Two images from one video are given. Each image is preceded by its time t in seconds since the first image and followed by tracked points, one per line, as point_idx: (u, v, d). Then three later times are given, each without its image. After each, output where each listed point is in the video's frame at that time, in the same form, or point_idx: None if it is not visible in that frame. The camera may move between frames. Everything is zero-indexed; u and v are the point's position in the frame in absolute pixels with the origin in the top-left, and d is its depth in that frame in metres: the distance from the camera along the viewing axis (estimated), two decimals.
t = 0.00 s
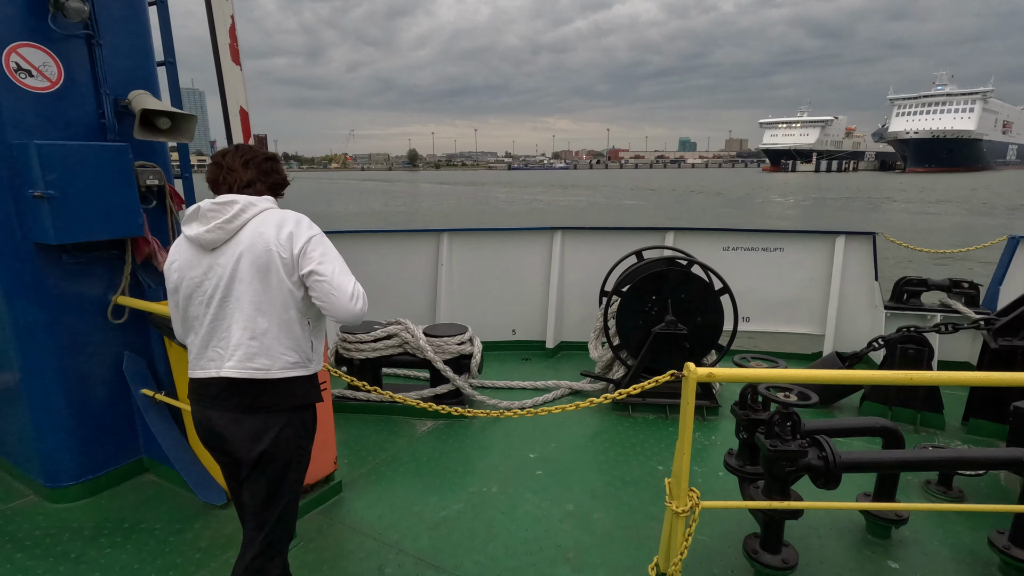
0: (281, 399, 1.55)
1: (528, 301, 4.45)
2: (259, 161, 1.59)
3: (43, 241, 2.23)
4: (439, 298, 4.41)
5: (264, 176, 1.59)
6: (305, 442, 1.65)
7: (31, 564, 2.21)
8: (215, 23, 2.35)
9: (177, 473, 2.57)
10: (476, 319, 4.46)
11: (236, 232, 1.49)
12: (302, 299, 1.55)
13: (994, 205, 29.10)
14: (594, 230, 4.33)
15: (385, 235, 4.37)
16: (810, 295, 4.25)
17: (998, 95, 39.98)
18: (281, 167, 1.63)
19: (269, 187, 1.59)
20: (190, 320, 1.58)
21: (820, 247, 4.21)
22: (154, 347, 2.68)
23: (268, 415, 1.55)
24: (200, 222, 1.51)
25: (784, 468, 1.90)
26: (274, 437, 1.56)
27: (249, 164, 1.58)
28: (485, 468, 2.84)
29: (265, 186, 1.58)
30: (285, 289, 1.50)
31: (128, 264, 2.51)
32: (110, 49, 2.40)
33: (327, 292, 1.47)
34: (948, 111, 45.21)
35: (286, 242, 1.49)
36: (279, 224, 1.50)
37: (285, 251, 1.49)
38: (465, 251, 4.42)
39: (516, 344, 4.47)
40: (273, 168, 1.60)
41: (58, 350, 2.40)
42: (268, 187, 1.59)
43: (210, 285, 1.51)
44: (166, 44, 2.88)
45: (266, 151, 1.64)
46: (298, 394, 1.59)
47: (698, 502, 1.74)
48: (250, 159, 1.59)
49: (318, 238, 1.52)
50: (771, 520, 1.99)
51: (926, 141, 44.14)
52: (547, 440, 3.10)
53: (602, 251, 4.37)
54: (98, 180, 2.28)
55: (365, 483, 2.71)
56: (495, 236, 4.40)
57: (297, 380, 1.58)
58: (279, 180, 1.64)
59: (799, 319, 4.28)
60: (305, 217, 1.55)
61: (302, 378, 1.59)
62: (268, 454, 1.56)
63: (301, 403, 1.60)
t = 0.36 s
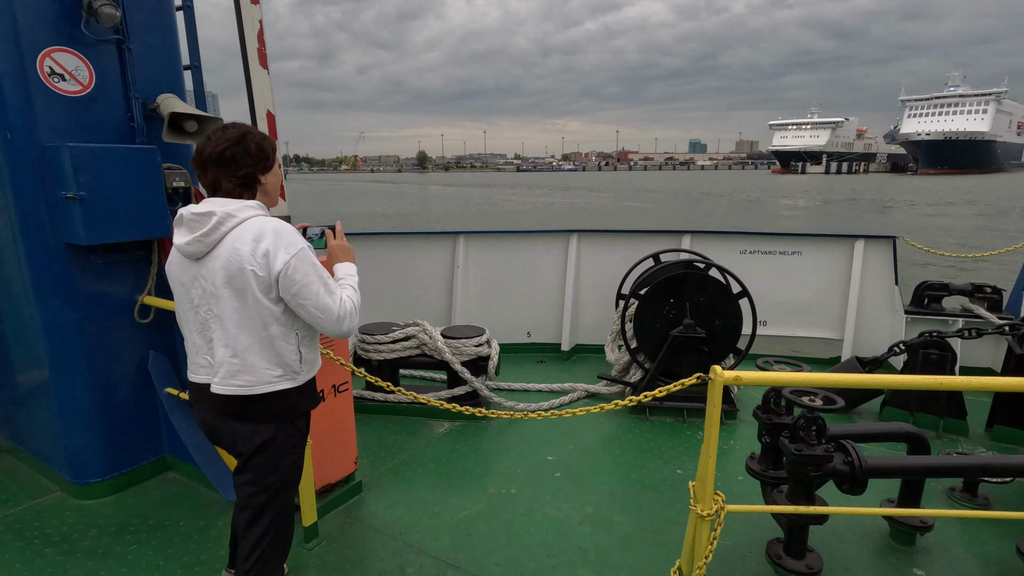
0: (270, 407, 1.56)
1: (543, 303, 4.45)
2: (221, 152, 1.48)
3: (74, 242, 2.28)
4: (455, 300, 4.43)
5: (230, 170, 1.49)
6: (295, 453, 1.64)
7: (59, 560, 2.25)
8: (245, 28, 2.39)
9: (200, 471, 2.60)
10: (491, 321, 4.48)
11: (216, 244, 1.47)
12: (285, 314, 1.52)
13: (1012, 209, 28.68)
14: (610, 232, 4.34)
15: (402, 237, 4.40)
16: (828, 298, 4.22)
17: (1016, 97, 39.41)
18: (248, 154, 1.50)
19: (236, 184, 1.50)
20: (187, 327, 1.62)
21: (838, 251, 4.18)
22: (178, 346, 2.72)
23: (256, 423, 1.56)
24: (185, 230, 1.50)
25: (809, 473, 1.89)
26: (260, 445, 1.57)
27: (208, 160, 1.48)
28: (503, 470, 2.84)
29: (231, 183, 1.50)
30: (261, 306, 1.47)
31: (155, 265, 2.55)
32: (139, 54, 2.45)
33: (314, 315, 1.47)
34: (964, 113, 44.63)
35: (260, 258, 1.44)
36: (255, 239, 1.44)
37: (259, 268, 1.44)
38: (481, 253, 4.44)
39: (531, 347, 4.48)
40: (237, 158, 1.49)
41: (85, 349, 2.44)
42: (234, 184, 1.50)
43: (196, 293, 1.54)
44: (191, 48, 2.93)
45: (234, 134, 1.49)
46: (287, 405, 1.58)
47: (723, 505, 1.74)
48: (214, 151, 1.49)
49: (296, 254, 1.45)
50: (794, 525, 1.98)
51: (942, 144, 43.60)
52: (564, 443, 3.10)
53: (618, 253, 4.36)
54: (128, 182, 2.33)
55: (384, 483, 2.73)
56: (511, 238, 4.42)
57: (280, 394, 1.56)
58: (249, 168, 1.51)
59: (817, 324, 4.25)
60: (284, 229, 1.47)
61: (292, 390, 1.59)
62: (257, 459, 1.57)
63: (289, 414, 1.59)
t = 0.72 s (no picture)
0: (260, 393, 1.59)
1: (554, 306, 4.48)
2: (187, 163, 1.51)
3: (99, 244, 2.33)
4: (466, 302, 4.46)
5: (198, 179, 1.52)
6: (292, 439, 1.67)
7: (83, 556, 2.30)
8: (267, 36, 2.44)
9: (218, 470, 2.64)
10: (502, 324, 4.50)
11: (195, 263, 1.53)
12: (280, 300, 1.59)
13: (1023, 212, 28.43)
14: (620, 236, 4.36)
15: (414, 240, 4.44)
16: (839, 302, 4.22)
17: None
18: (211, 163, 1.51)
19: (206, 190, 1.53)
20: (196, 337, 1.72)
21: (850, 255, 4.18)
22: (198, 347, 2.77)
23: (251, 406, 1.61)
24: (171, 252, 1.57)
25: (824, 476, 1.90)
26: (255, 427, 1.61)
27: (177, 170, 1.53)
28: (516, 471, 2.87)
29: (201, 191, 1.53)
30: (250, 307, 1.54)
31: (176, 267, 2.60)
32: (163, 61, 2.50)
33: (314, 280, 1.51)
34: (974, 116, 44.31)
35: (232, 267, 1.47)
36: (221, 252, 1.47)
37: (234, 277, 1.48)
38: (492, 256, 4.47)
39: (542, 350, 4.50)
40: (202, 168, 1.51)
41: (107, 350, 2.48)
42: (204, 190, 1.53)
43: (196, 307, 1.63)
44: (211, 55, 2.98)
45: (195, 146, 1.50)
46: (277, 389, 1.61)
47: (739, 507, 1.75)
48: (182, 162, 1.52)
49: (262, 252, 1.46)
50: (809, 528, 1.99)
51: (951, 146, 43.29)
52: (575, 445, 3.12)
53: (629, 257, 4.38)
54: (151, 186, 2.38)
55: (399, 483, 2.76)
56: (522, 241, 4.45)
57: (276, 380, 1.61)
58: (214, 177, 1.52)
59: (828, 328, 4.25)
60: (244, 232, 1.48)
61: (286, 374, 1.63)
62: (253, 441, 1.63)
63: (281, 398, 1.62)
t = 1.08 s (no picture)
0: (273, 375, 1.63)
1: (557, 306, 4.51)
2: (197, 175, 1.53)
3: (113, 244, 2.37)
4: (470, 303, 4.50)
5: (211, 187, 1.55)
6: (301, 431, 1.70)
7: (96, 550, 2.33)
8: (279, 40, 2.49)
9: (227, 466, 2.68)
10: (506, 324, 4.54)
11: (216, 261, 1.57)
12: (297, 280, 1.64)
13: None
14: (623, 237, 4.39)
15: (418, 240, 4.48)
16: (841, 303, 4.25)
17: None
18: (218, 170, 1.53)
19: (219, 197, 1.57)
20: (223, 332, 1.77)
21: (851, 257, 4.21)
22: (207, 345, 2.81)
23: (261, 393, 1.65)
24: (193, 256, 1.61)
25: (826, 472, 1.94)
26: (265, 413, 1.66)
27: (188, 183, 1.55)
28: (521, 469, 2.91)
29: (216, 198, 1.57)
30: (275, 291, 1.59)
31: (186, 267, 2.64)
32: (175, 63, 2.54)
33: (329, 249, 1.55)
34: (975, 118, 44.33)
35: (251, 257, 1.51)
36: (239, 247, 1.51)
37: (256, 267, 1.52)
38: (495, 256, 4.51)
39: (545, 350, 4.53)
40: (212, 176, 1.53)
41: (119, 348, 2.52)
42: (218, 198, 1.57)
43: (223, 308, 1.68)
44: (221, 58, 3.02)
45: (199, 156, 1.52)
46: (290, 370, 1.65)
47: (742, 502, 1.78)
48: (191, 175, 1.54)
49: (276, 236, 1.50)
50: (811, 524, 2.03)
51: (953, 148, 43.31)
52: (580, 444, 3.15)
53: (631, 257, 4.42)
54: (163, 187, 2.42)
55: (406, 480, 2.80)
56: (526, 242, 4.49)
57: (290, 359, 1.64)
58: (224, 183, 1.55)
59: (829, 328, 4.28)
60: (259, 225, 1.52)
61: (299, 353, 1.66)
62: (263, 429, 1.67)
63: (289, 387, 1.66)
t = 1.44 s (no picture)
0: (281, 368, 1.65)
1: (560, 304, 4.53)
2: (204, 177, 1.56)
3: (120, 242, 2.39)
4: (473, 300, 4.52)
5: (218, 189, 1.58)
6: (307, 424, 1.72)
7: (103, 544, 2.36)
8: (286, 40, 2.51)
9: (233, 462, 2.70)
10: (509, 322, 4.56)
11: (225, 260, 1.60)
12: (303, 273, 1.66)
13: None
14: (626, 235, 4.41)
15: (422, 239, 4.50)
16: (843, 302, 4.26)
17: None
18: (223, 171, 1.55)
19: (226, 197, 1.59)
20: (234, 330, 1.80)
21: (853, 255, 4.22)
22: (212, 342, 2.83)
23: (269, 386, 1.67)
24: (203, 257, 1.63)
25: (827, 468, 1.95)
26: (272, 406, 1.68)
27: (195, 184, 1.58)
28: (524, 465, 2.93)
29: (223, 199, 1.59)
30: (283, 286, 1.61)
31: (193, 265, 2.66)
32: (181, 63, 2.56)
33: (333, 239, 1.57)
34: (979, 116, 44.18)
35: (259, 253, 1.53)
36: (246, 244, 1.53)
37: (263, 263, 1.54)
38: (498, 255, 4.53)
39: (548, 347, 4.55)
40: (219, 177, 1.56)
41: (125, 344, 2.54)
42: (225, 198, 1.59)
43: (234, 305, 1.70)
44: (227, 58, 3.05)
45: (205, 157, 1.54)
46: (297, 364, 1.67)
47: (744, 497, 1.80)
48: (198, 177, 1.56)
49: (281, 231, 1.52)
50: (812, 519, 2.04)
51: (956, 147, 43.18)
52: (582, 441, 3.17)
53: (633, 256, 4.43)
54: (170, 185, 2.44)
55: (409, 476, 2.82)
56: (529, 240, 4.51)
57: (298, 353, 1.66)
58: (230, 183, 1.57)
59: (832, 327, 4.30)
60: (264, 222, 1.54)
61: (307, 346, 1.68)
62: (271, 421, 1.69)
63: (297, 380, 1.68)
